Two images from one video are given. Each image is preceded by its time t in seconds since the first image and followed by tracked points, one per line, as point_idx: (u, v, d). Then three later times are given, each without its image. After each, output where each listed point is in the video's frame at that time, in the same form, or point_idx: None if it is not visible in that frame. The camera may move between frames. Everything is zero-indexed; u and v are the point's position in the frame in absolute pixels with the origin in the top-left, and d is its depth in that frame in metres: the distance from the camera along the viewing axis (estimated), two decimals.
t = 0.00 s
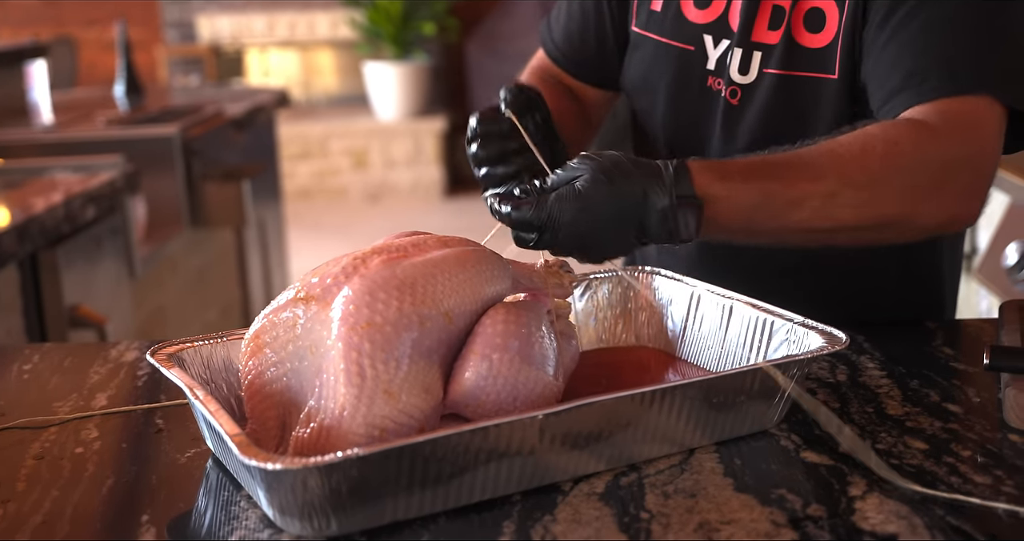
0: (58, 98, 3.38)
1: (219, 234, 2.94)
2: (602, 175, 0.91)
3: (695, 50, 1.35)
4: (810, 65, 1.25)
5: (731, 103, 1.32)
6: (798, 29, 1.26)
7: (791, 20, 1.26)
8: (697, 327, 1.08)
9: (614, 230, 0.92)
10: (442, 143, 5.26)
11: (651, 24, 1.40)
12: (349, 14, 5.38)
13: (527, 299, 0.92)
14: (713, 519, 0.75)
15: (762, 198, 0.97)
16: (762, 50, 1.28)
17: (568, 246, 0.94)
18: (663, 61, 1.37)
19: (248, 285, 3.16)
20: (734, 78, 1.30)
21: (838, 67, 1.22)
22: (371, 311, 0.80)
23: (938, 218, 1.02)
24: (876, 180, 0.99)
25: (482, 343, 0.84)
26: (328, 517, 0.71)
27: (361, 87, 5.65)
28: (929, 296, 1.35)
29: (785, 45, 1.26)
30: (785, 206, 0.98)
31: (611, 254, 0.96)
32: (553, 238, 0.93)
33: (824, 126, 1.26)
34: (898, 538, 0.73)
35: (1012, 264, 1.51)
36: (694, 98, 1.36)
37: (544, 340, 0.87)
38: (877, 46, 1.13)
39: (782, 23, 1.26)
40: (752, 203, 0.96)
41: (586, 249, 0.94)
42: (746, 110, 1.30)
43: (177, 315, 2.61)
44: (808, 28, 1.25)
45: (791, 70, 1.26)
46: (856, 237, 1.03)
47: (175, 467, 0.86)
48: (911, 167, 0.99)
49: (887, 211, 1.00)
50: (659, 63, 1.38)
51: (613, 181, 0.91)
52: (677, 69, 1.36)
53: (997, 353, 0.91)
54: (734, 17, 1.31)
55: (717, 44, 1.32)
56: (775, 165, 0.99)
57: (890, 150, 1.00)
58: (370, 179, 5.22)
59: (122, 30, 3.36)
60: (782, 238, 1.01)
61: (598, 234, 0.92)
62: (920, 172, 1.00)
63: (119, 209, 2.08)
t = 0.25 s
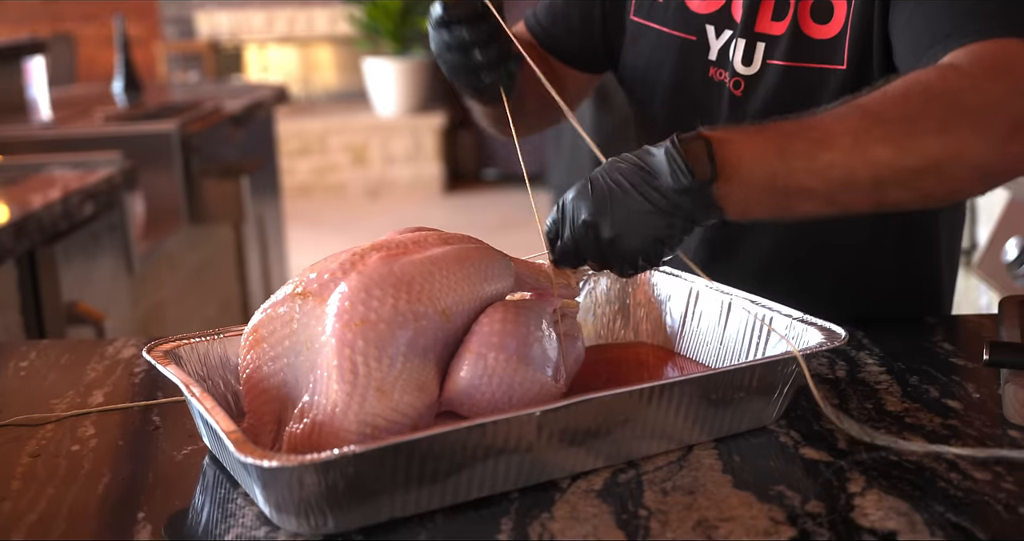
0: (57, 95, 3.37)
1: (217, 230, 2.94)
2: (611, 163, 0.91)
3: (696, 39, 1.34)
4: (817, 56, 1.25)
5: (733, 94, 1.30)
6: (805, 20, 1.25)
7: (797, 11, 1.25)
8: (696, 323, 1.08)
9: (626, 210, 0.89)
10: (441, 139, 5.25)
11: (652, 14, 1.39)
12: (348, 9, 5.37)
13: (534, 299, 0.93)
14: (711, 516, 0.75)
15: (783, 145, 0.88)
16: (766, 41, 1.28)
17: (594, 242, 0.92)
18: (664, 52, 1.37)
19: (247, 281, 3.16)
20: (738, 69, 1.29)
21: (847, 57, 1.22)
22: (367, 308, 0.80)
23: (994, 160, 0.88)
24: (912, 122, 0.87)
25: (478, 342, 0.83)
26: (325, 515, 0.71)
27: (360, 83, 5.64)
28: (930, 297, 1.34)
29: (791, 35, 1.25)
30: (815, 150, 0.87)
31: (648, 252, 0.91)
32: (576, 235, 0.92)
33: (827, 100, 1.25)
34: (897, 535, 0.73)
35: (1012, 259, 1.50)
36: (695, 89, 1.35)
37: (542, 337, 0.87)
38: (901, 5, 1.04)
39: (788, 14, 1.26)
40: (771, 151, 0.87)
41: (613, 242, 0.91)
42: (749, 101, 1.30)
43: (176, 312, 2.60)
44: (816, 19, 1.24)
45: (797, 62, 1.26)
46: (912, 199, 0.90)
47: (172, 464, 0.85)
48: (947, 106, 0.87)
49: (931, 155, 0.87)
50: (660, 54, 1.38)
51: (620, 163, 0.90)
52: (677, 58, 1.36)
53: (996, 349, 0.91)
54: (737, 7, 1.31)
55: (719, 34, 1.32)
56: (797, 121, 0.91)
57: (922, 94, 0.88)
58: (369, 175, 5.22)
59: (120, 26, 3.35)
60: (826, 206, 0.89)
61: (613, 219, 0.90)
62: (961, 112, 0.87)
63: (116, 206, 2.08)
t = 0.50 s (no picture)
0: (58, 89, 3.37)
1: (219, 225, 2.93)
2: (620, 177, 0.88)
3: (701, 28, 1.34)
4: (827, 49, 1.24)
5: (741, 86, 1.30)
6: (815, 12, 1.24)
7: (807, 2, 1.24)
8: (699, 319, 1.08)
9: (634, 223, 0.86)
10: (443, 134, 5.24)
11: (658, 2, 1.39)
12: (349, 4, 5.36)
13: (541, 296, 0.93)
14: (714, 513, 0.75)
15: (790, 155, 0.86)
16: (773, 33, 1.27)
17: (599, 254, 0.88)
18: (669, 41, 1.38)
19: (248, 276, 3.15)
20: (745, 60, 1.29)
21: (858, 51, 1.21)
22: (365, 303, 0.80)
23: (1006, 156, 0.88)
24: (923, 121, 0.87)
25: (477, 339, 0.83)
26: (325, 511, 0.71)
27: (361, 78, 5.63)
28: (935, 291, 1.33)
29: (800, 27, 1.24)
30: (823, 158, 0.86)
31: (653, 269, 0.88)
32: (580, 246, 0.89)
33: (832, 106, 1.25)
34: (902, 532, 0.72)
35: (1015, 254, 1.50)
36: (698, 79, 1.36)
37: (544, 334, 0.87)
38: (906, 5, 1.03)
39: (796, 5, 1.25)
40: (778, 161, 0.85)
41: (618, 256, 0.87)
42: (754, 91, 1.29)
43: (177, 307, 2.60)
44: (827, 11, 1.23)
45: (806, 54, 1.25)
46: (923, 200, 0.89)
47: (173, 461, 0.85)
48: (956, 102, 0.87)
49: (943, 154, 0.87)
50: (665, 44, 1.38)
51: (627, 176, 0.88)
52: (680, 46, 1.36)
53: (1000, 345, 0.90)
54: None
55: (722, 24, 1.32)
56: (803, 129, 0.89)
57: (932, 92, 0.88)
58: (371, 170, 5.21)
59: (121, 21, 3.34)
60: (836, 213, 0.88)
61: (620, 231, 0.86)
62: (972, 108, 0.87)
63: (118, 201, 2.08)
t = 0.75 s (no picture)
0: (58, 86, 3.37)
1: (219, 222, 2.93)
2: (620, 194, 0.88)
3: (696, 22, 1.35)
4: (822, 46, 1.23)
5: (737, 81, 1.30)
6: (812, 9, 1.23)
7: None
8: (700, 317, 1.07)
9: (638, 244, 0.86)
10: (444, 131, 5.23)
11: None
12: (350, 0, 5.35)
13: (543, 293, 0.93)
14: (716, 511, 0.75)
15: (793, 168, 0.86)
16: (766, 28, 1.26)
17: (601, 272, 0.89)
18: (668, 35, 1.39)
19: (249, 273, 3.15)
20: (739, 55, 1.30)
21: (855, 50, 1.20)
22: (365, 300, 0.79)
23: (1007, 159, 0.87)
24: (922, 127, 0.86)
25: (478, 336, 0.83)
26: (326, 509, 0.70)
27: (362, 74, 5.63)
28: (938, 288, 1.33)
29: (795, 24, 1.24)
30: (825, 169, 0.86)
31: (656, 287, 0.88)
32: (582, 263, 0.89)
33: (824, 113, 1.25)
34: (905, 530, 0.72)
35: (1015, 252, 1.50)
36: (692, 73, 1.37)
37: (545, 331, 0.86)
38: (902, 5, 1.02)
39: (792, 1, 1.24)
40: (780, 174, 0.85)
41: (621, 276, 0.88)
42: (749, 86, 1.29)
43: (178, 304, 2.60)
44: (823, 9, 1.22)
45: (801, 51, 1.24)
46: (924, 206, 0.89)
47: (173, 458, 0.85)
48: (955, 107, 0.87)
49: (943, 159, 0.86)
50: (663, 38, 1.40)
51: (629, 194, 0.88)
52: (678, 37, 1.37)
53: (1003, 342, 0.90)
54: None
55: (716, 17, 1.33)
56: (805, 139, 0.89)
57: (930, 98, 0.87)
58: (372, 167, 5.20)
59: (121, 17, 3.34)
60: (839, 224, 0.88)
61: (624, 252, 0.87)
62: (971, 112, 0.87)
63: (118, 197, 2.07)
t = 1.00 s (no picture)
0: (60, 85, 3.37)
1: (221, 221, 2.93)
2: (622, 188, 0.87)
3: (684, 14, 1.34)
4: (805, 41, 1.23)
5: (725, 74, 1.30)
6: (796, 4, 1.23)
7: None
8: (702, 316, 1.07)
9: (640, 239, 0.85)
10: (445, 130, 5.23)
11: None
12: None
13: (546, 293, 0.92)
14: (718, 510, 0.74)
15: (794, 156, 0.83)
16: (750, 22, 1.26)
17: (605, 268, 0.88)
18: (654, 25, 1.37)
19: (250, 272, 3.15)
20: (727, 49, 1.29)
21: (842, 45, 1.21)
22: (367, 300, 0.79)
23: (1012, 143, 0.84)
24: (923, 111, 0.83)
25: (479, 336, 0.82)
26: (328, 508, 0.70)
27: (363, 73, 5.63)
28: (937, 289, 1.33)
29: (779, 19, 1.24)
30: (827, 157, 0.83)
31: (662, 281, 0.87)
32: (585, 260, 0.88)
33: (808, 110, 1.26)
34: (907, 530, 0.72)
35: (1017, 252, 1.49)
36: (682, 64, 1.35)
37: (547, 330, 0.86)
38: None
39: None
40: (781, 162, 0.83)
41: (625, 271, 0.87)
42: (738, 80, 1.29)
43: (179, 303, 2.60)
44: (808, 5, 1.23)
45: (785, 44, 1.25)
46: (928, 193, 0.85)
47: (175, 457, 0.85)
48: (957, 90, 0.84)
49: (945, 143, 0.83)
50: (650, 28, 1.37)
51: (630, 188, 0.87)
52: (666, 31, 1.35)
53: (1005, 342, 0.90)
54: None
55: (704, 10, 1.32)
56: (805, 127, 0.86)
57: (930, 82, 0.84)
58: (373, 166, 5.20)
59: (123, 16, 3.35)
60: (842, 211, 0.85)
61: (626, 247, 0.86)
62: (973, 96, 0.83)
63: (119, 196, 2.08)
